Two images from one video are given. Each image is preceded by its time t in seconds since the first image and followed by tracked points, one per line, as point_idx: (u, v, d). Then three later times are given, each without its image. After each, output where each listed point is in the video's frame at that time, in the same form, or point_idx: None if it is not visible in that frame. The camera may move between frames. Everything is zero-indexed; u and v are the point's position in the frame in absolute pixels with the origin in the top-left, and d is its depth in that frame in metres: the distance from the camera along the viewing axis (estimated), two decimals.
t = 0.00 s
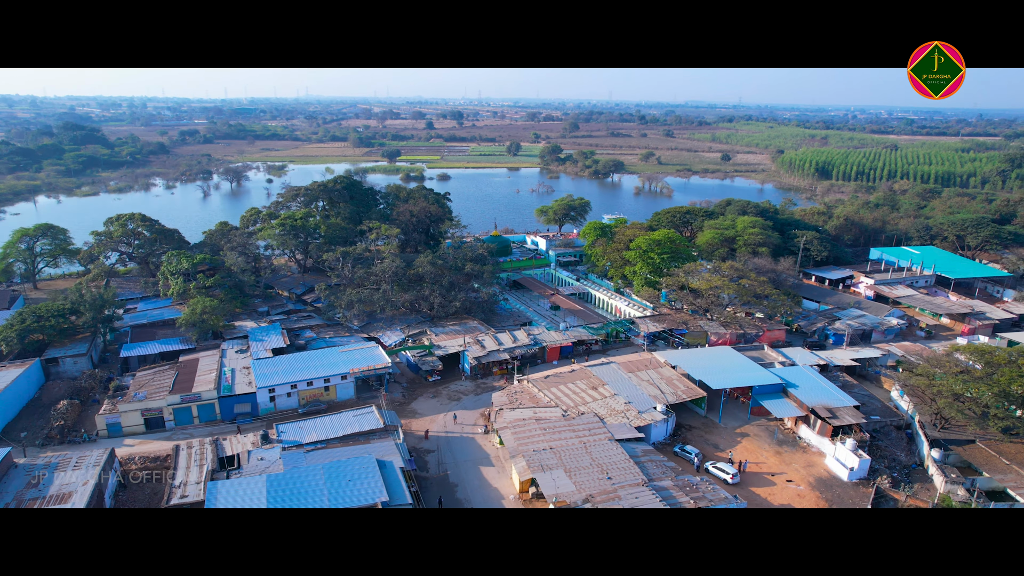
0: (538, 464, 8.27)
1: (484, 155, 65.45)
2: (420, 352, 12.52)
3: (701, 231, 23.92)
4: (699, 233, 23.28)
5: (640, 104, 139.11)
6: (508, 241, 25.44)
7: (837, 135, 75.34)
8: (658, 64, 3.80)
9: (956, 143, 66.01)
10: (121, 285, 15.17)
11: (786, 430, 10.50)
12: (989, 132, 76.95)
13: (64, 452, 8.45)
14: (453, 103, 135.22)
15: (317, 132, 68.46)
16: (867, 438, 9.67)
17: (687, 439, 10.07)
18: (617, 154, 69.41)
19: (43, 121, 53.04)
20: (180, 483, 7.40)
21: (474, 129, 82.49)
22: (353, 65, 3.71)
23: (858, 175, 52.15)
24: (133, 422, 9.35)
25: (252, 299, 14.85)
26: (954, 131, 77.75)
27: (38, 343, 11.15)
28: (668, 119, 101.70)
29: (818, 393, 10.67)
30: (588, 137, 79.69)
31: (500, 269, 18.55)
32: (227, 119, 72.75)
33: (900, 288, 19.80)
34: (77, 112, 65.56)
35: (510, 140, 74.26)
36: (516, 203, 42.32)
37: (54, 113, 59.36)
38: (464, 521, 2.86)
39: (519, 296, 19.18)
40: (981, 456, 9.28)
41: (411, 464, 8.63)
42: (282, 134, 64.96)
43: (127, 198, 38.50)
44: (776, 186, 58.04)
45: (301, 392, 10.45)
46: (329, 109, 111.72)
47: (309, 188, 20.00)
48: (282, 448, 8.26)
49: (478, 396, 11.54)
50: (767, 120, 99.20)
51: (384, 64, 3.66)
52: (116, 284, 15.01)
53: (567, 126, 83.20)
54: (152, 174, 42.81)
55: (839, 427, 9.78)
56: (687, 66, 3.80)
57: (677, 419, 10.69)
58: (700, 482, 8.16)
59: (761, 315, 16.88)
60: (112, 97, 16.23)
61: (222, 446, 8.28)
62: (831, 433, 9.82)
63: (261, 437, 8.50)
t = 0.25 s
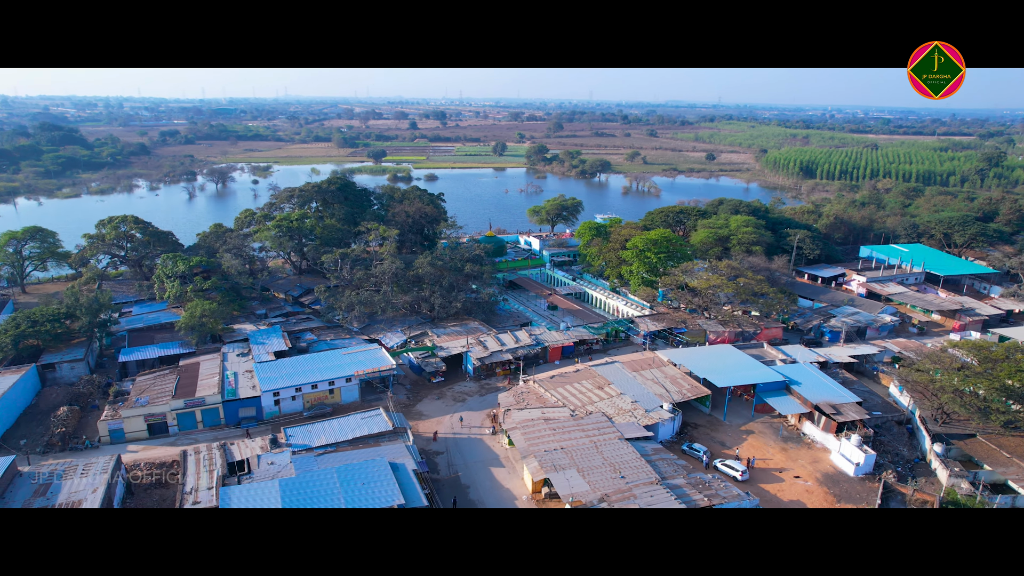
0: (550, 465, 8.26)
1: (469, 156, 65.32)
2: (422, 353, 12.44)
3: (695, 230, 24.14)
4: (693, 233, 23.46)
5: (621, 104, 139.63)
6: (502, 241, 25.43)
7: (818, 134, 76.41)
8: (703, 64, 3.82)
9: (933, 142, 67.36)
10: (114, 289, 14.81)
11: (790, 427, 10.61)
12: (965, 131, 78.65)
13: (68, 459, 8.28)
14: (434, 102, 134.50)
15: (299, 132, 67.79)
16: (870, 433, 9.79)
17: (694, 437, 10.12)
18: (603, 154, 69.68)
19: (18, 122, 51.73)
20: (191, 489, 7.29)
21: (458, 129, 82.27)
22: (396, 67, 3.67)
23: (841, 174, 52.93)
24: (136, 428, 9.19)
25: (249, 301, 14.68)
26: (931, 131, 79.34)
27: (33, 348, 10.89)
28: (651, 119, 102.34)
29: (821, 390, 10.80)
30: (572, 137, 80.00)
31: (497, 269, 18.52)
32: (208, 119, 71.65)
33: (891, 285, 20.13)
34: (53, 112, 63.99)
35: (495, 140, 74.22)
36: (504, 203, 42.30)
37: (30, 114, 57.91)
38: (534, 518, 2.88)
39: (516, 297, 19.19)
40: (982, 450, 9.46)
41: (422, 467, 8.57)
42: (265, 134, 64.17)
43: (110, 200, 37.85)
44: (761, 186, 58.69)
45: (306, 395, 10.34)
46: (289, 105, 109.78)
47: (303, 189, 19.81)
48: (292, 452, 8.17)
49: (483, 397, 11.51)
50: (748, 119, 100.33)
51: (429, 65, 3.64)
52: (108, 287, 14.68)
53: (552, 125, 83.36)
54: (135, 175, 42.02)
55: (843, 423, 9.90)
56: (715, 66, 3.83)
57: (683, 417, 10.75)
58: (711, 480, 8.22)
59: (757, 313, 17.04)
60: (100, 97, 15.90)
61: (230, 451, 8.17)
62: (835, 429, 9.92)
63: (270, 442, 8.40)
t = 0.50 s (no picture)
0: (563, 465, 8.27)
1: (455, 156, 65.13)
2: (425, 354, 12.38)
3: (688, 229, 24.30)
4: (687, 232, 23.62)
5: (602, 105, 140.21)
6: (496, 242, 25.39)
7: (800, 134, 77.39)
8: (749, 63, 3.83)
9: (912, 142, 68.60)
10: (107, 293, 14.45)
11: (793, 424, 10.73)
12: (942, 130, 80.21)
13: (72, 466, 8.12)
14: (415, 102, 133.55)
15: (282, 132, 67.02)
16: (874, 429, 9.93)
17: (701, 435, 10.20)
18: (589, 154, 69.83)
19: None
20: (203, 496, 7.19)
21: (442, 129, 81.99)
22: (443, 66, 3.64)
23: (825, 173, 53.62)
24: (140, 434, 9.04)
25: (247, 304, 14.50)
26: (909, 130, 80.81)
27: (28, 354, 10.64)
28: (634, 118, 102.83)
29: (823, 386, 10.93)
30: (556, 136, 80.09)
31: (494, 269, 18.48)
32: (189, 119, 70.31)
33: (881, 283, 20.45)
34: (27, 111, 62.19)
35: (480, 140, 74.10)
36: (492, 203, 42.18)
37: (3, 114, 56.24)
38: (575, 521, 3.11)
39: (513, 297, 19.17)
40: (982, 444, 9.66)
41: (434, 468, 8.54)
42: (247, 135, 63.13)
43: (93, 202, 37.12)
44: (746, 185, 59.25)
45: (311, 398, 10.24)
46: (271, 105, 108.12)
47: (297, 190, 19.57)
48: (303, 456, 8.09)
49: (488, 398, 11.49)
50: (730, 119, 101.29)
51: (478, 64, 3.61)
52: (101, 290, 14.38)
53: (536, 125, 83.35)
54: (116, 176, 41.05)
55: (847, 419, 10.03)
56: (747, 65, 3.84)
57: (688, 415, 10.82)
58: (722, 478, 8.29)
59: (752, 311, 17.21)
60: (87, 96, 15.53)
61: (239, 456, 8.07)
62: (839, 425, 10.05)
63: (279, 446, 8.31)
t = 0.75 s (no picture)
0: (575, 464, 8.28)
1: (441, 156, 64.99)
2: (428, 356, 12.31)
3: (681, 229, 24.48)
4: (681, 231, 23.81)
5: (585, 105, 140.73)
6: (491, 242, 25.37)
7: (782, 133, 78.37)
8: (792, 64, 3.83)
9: (891, 141, 69.93)
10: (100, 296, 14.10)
11: (796, 421, 10.84)
12: (919, 130, 81.84)
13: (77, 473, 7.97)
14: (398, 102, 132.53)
15: (265, 132, 66.27)
16: (876, 425, 10.06)
17: (707, 433, 10.27)
18: (575, 154, 70.05)
19: None
20: (215, 502, 7.09)
21: (426, 129, 81.72)
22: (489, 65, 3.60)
23: (809, 172, 54.35)
24: (144, 439, 8.89)
25: (244, 307, 14.32)
26: (888, 130, 82.31)
27: (25, 359, 10.43)
28: (617, 118, 103.39)
29: (825, 383, 11.06)
30: (540, 136, 80.27)
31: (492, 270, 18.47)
32: (170, 118, 69.01)
33: (872, 280, 20.77)
34: None
35: (465, 140, 74.01)
36: (480, 203, 42.15)
37: None
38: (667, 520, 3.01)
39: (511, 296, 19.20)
40: (981, 438, 9.88)
41: (445, 469, 8.51)
42: (229, 135, 62.14)
43: (76, 205, 36.37)
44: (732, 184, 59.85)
45: (316, 401, 10.14)
46: (252, 105, 106.14)
47: (291, 191, 19.38)
48: (314, 459, 8.01)
49: (493, 398, 11.46)
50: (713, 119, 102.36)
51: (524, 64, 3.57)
52: (94, 294, 14.07)
53: (520, 125, 83.42)
54: (98, 178, 40.15)
55: (850, 415, 10.15)
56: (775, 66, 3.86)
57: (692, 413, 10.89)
58: (732, 475, 8.36)
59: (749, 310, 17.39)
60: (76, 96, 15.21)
61: (249, 461, 7.97)
62: (842, 421, 10.17)
63: (289, 449, 8.23)
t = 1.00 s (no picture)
0: (587, 464, 8.30)
1: (426, 156, 64.75)
2: (431, 357, 12.24)
3: (674, 228, 24.64)
4: (674, 231, 23.99)
5: (567, 104, 141.30)
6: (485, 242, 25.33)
7: (765, 133, 79.30)
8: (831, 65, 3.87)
9: (870, 141, 71.17)
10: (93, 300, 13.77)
11: (799, 417, 10.95)
12: (897, 130, 83.39)
13: (82, 481, 7.82)
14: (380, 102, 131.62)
15: (247, 132, 65.43)
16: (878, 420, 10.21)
17: (713, 431, 10.35)
18: (561, 153, 70.20)
19: None
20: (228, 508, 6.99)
21: (410, 129, 81.34)
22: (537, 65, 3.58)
23: (793, 171, 55.04)
24: (148, 446, 8.74)
25: (242, 309, 14.13)
26: (867, 130, 83.74)
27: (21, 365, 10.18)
28: (600, 117, 103.78)
29: (827, 380, 11.21)
30: (524, 136, 80.35)
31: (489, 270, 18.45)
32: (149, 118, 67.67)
33: (863, 278, 21.09)
34: None
35: (451, 140, 73.81)
36: (467, 203, 42.13)
37: None
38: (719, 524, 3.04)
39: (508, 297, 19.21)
40: (981, 432, 10.10)
41: (457, 471, 8.49)
42: (212, 135, 61.17)
43: (56, 207, 35.61)
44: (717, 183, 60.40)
45: (321, 404, 10.05)
46: (231, 105, 104.53)
47: (284, 192, 19.15)
48: (325, 463, 7.93)
49: (498, 399, 11.45)
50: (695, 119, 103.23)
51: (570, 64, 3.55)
52: (86, 298, 13.75)
53: (504, 125, 83.41)
54: (79, 180, 39.25)
55: (852, 411, 10.29)
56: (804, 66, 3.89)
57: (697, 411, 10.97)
58: (741, 472, 8.44)
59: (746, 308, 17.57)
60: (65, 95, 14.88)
61: (259, 465, 7.88)
62: (845, 418, 10.31)
63: (299, 454, 8.14)
